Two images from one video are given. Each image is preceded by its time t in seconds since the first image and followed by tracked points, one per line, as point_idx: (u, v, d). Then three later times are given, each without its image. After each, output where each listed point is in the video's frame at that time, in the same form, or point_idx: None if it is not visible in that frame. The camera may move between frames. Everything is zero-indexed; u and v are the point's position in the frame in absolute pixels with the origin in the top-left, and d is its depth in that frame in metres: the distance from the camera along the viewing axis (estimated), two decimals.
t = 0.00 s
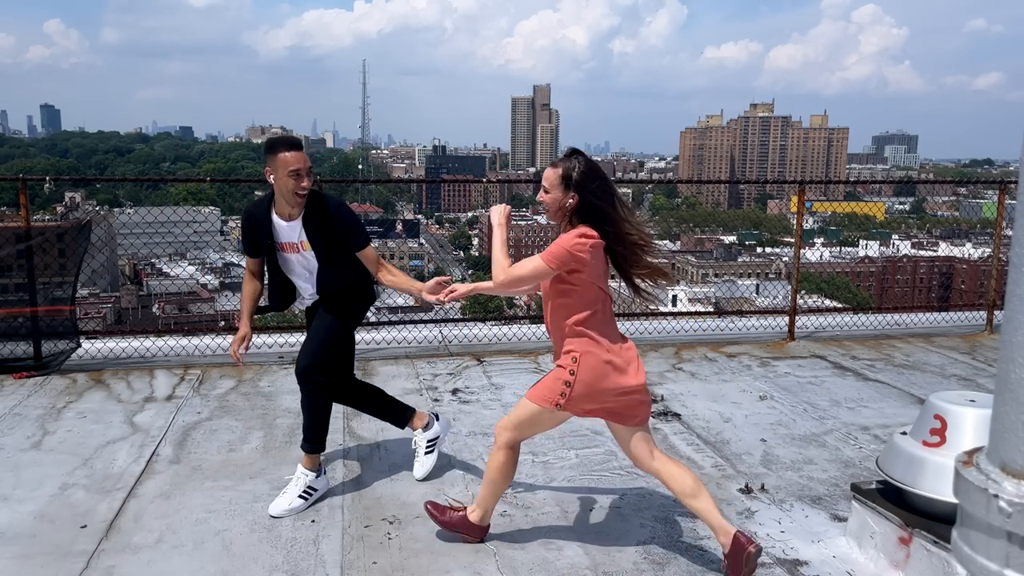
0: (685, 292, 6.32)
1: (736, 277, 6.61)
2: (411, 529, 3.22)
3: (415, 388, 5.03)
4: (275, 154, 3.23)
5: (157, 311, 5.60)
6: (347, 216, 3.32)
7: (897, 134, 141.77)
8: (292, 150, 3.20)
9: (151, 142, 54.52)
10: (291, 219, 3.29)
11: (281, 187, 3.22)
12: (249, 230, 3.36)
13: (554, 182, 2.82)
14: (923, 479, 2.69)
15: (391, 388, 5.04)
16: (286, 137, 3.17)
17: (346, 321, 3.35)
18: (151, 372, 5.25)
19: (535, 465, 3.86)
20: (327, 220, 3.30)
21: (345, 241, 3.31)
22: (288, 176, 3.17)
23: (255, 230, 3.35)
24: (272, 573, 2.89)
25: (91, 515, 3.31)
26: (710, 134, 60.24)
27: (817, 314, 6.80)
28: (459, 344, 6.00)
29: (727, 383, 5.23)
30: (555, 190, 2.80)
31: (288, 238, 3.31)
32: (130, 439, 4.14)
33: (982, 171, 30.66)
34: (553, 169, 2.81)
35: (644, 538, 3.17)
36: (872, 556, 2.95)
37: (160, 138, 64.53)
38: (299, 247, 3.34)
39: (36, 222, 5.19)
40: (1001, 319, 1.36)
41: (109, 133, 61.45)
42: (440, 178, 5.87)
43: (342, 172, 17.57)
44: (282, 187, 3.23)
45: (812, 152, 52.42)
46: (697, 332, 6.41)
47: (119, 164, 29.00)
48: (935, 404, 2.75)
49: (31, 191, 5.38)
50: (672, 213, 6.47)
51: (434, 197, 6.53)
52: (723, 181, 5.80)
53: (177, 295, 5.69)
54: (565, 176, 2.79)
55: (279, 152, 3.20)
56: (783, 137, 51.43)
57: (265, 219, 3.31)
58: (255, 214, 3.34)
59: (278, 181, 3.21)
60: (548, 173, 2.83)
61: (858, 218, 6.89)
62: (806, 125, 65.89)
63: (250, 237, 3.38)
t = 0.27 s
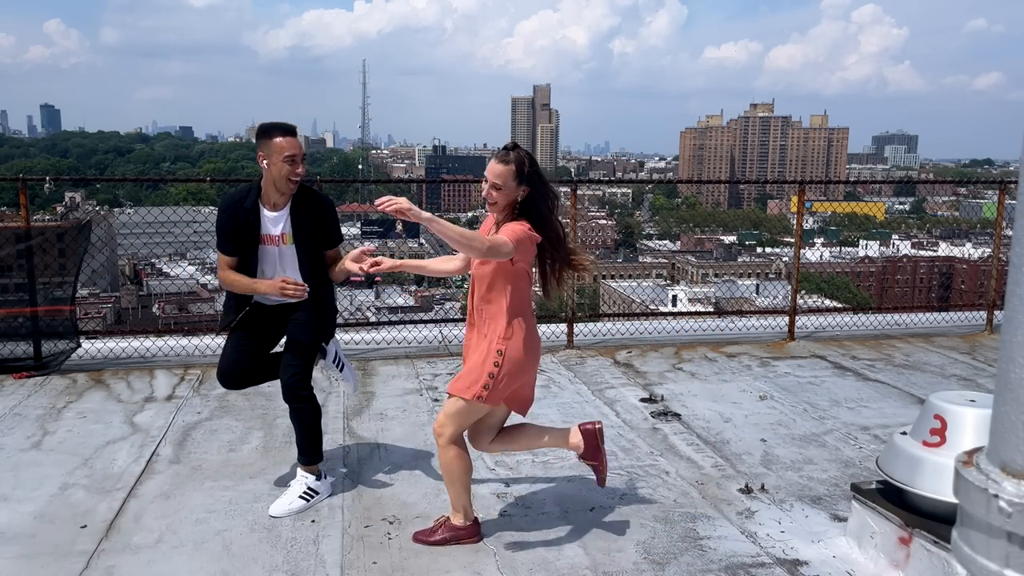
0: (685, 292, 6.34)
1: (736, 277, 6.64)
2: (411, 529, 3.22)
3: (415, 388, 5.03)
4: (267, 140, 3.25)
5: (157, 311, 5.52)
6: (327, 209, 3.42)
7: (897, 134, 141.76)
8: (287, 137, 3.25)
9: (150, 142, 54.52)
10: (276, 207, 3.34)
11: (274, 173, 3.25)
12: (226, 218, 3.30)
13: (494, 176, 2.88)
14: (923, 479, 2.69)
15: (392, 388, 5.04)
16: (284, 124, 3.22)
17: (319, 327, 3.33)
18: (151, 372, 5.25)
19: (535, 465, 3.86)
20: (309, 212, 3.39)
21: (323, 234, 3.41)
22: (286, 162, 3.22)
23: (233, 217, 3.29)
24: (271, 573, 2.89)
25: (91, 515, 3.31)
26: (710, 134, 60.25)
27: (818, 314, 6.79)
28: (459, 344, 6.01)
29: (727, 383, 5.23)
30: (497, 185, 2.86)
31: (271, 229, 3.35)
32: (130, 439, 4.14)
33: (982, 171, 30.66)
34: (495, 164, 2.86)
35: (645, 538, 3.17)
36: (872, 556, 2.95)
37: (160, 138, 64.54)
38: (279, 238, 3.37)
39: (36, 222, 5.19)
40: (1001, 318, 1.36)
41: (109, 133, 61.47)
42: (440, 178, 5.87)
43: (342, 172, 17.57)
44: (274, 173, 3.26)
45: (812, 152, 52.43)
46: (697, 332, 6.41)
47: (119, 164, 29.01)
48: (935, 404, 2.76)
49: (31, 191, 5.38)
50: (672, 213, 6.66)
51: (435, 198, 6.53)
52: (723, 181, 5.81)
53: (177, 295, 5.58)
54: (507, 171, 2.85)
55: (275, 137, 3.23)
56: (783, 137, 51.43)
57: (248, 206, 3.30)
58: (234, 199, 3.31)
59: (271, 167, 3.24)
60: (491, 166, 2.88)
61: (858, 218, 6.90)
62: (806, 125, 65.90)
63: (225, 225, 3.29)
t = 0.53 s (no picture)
0: (685, 292, 6.35)
1: (736, 277, 6.61)
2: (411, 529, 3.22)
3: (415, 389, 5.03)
4: (259, 112, 3.28)
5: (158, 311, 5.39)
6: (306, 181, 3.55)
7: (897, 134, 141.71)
8: (281, 110, 3.29)
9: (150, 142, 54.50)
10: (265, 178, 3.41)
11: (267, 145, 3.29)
12: (216, 187, 3.30)
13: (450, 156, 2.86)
14: (923, 479, 2.69)
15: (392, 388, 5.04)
16: (278, 98, 3.26)
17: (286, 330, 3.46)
18: (151, 372, 5.25)
19: (535, 465, 3.86)
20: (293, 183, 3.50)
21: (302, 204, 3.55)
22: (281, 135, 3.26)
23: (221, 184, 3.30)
24: (271, 573, 2.89)
25: (91, 515, 3.31)
26: (710, 134, 60.25)
27: (818, 314, 6.77)
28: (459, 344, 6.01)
29: (727, 383, 5.23)
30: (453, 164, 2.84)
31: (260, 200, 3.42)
32: (130, 439, 4.14)
33: (982, 171, 30.66)
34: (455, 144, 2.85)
35: (645, 539, 3.17)
36: (872, 556, 2.95)
37: (160, 138, 64.59)
38: (263, 209, 3.45)
39: (36, 222, 5.19)
40: (1002, 318, 1.36)
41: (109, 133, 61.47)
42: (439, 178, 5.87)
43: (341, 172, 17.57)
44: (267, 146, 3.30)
45: (812, 151, 52.43)
46: (697, 332, 6.41)
47: (118, 164, 29.00)
48: (935, 404, 2.75)
49: (31, 191, 5.38)
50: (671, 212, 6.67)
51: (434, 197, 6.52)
52: (723, 181, 5.80)
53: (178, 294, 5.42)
54: (468, 155, 2.84)
55: (269, 111, 3.27)
56: (783, 137, 51.43)
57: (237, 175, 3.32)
58: (222, 168, 3.32)
59: (265, 139, 3.27)
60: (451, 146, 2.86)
61: (858, 218, 6.89)
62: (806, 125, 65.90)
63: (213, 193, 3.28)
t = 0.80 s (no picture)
0: (685, 292, 6.36)
1: (736, 277, 6.61)
2: (411, 529, 3.22)
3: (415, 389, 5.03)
4: (243, 125, 3.30)
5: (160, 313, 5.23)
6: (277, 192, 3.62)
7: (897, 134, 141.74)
8: (265, 124, 3.32)
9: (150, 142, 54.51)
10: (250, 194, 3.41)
11: (252, 159, 3.31)
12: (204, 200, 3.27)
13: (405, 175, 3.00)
14: (923, 479, 2.69)
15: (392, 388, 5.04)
16: (263, 112, 3.29)
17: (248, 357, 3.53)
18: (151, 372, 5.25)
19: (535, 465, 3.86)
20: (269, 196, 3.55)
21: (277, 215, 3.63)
22: (268, 147, 3.28)
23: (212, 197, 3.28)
24: (271, 573, 2.89)
25: (91, 515, 3.31)
26: (711, 134, 60.25)
27: (818, 314, 6.78)
28: (459, 344, 6.01)
29: (727, 383, 5.23)
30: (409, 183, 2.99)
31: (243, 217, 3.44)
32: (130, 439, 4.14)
33: (982, 171, 30.65)
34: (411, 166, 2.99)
35: (645, 539, 3.17)
36: (872, 556, 2.95)
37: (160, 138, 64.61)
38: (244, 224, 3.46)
39: (36, 223, 5.19)
40: (1001, 319, 1.36)
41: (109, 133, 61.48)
42: (439, 178, 5.86)
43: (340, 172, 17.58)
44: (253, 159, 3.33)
45: (812, 151, 52.43)
46: (697, 332, 6.41)
47: (119, 164, 28.99)
48: (935, 404, 2.75)
49: (30, 191, 5.38)
50: (671, 212, 6.70)
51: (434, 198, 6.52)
52: (723, 181, 5.80)
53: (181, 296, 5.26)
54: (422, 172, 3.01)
55: (254, 125, 3.29)
56: (783, 137, 51.42)
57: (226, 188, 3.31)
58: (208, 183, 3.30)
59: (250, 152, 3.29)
60: (405, 164, 3.01)
61: (858, 218, 6.89)
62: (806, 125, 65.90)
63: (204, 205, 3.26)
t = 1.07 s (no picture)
0: (685, 292, 6.36)
1: (736, 277, 6.62)
2: (411, 529, 3.22)
3: (415, 388, 5.03)
4: (230, 126, 3.29)
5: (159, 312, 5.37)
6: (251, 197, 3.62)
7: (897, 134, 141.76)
8: (252, 125, 3.32)
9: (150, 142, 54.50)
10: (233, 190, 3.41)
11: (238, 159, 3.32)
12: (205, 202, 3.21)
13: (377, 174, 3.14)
14: (923, 480, 2.69)
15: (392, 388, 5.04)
16: (251, 113, 3.28)
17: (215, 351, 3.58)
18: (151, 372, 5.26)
19: (535, 465, 3.86)
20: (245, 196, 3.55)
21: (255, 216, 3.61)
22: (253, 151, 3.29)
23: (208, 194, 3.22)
24: (271, 573, 2.89)
25: (91, 515, 3.31)
26: (710, 134, 60.25)
27: (818, 314, 6.78)
28: (459, 344, 6.01)
29: (727, 383, 5.23)
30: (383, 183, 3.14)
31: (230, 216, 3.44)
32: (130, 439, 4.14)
33: (982, 171, 30.64)
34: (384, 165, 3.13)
35: (645, 539, 3.17)
36: (872, 556, 2.95)
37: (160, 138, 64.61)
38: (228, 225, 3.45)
39: (36, 223, 5.19)
40: (1001, 319, 1.36)
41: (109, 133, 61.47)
42: (439, 178, 5.86)
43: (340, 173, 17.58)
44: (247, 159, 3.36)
45: (812, 151, 52.43)
46: (697, 332, 6.40)
47: (119, 164, 28.98)
48: (935, 404, 2.76)
49: (30, 191, 5.37)
50: (671, 212, 6.62)
51: (435, 198, 6.52)
52: (723, 181, 5.80)
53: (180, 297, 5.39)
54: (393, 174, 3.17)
55: (242, 126, 3.29)
56: (783, 137, 51.41)
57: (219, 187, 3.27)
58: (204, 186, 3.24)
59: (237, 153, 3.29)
60: (377, 167, 3.13)
61: (858, 218, 6.89)
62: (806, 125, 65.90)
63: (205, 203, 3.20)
